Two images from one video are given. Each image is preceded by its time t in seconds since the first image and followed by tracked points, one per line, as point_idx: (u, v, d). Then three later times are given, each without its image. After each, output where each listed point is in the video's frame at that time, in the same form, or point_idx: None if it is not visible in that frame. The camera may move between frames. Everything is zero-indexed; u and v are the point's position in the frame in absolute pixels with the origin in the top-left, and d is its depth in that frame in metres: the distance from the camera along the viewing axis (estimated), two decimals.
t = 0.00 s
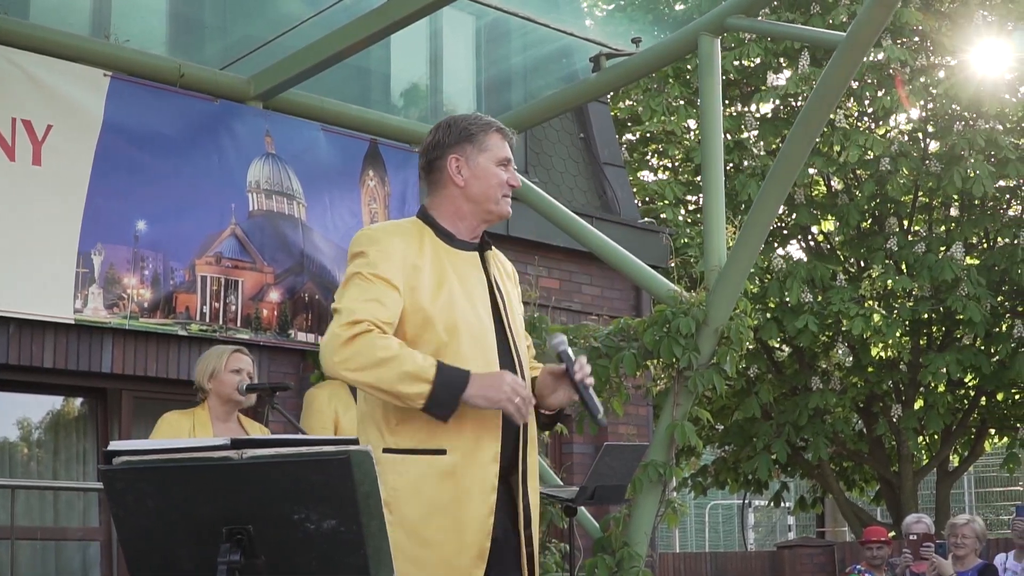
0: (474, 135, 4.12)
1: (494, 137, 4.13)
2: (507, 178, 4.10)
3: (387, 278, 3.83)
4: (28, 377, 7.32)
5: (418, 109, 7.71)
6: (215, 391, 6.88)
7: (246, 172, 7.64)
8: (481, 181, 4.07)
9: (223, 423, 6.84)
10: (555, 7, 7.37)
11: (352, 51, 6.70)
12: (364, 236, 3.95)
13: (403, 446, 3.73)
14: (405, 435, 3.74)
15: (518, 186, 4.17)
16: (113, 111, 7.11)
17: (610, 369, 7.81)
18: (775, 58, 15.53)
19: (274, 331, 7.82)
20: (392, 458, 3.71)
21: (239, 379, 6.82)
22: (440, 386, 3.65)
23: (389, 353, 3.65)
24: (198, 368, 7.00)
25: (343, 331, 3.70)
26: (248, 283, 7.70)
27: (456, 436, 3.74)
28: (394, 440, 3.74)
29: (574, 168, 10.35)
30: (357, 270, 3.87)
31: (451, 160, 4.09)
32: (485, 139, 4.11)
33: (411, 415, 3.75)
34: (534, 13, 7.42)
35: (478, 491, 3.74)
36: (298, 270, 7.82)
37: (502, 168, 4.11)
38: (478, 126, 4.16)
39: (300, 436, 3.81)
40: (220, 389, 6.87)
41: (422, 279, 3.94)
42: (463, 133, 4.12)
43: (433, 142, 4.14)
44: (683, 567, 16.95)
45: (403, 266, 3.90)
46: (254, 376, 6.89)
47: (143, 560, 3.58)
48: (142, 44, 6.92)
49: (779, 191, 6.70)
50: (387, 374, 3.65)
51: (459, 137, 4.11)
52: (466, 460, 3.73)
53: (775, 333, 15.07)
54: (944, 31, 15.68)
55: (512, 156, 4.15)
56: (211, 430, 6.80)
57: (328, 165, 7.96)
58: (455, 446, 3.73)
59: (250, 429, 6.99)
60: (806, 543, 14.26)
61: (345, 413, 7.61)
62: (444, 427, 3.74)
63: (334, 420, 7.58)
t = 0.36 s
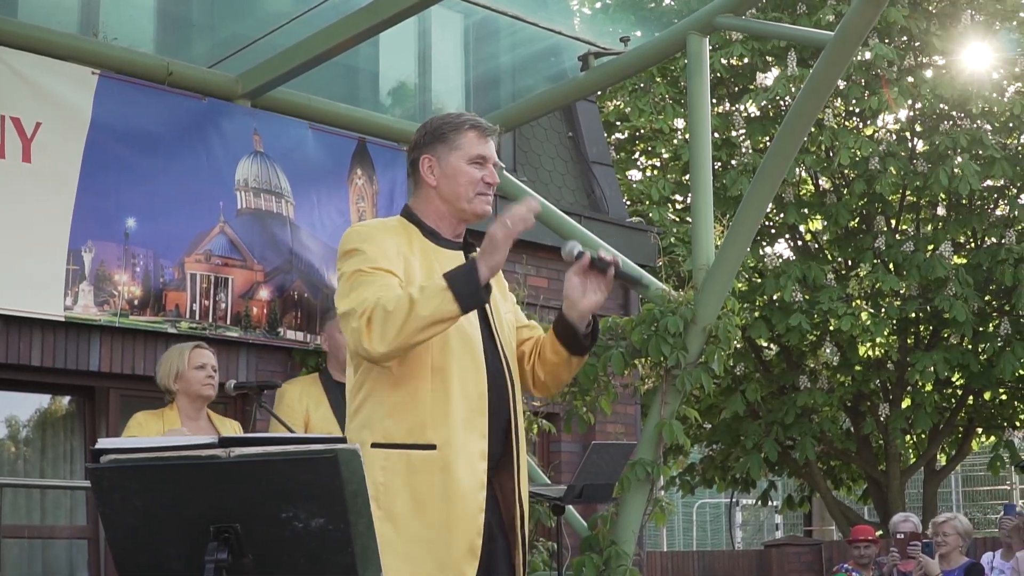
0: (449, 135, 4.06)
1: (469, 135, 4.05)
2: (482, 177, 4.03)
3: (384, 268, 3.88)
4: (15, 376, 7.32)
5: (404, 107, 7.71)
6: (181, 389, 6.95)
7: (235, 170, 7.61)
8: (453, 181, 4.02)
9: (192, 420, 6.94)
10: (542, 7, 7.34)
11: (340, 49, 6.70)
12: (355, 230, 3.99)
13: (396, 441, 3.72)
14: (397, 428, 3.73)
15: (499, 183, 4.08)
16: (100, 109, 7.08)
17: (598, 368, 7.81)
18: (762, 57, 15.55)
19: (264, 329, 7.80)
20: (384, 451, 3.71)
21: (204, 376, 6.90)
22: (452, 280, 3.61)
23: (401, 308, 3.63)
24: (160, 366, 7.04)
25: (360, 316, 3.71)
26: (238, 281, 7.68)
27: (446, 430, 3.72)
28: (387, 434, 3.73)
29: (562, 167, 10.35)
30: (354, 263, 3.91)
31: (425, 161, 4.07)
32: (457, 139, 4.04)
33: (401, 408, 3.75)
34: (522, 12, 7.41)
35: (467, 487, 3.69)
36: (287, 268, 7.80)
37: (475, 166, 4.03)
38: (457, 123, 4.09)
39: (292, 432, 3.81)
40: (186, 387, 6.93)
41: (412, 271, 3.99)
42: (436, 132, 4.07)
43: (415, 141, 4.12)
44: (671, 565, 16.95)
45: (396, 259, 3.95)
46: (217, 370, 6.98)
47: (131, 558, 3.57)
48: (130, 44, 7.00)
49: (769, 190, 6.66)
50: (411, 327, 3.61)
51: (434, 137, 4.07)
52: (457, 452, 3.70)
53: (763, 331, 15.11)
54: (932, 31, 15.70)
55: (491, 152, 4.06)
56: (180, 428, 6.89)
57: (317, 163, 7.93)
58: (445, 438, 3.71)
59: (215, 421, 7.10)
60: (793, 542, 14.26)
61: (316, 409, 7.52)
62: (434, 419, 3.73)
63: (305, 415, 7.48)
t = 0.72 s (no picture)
0: (422, 136, 3.98)
1: (437, 134, 3.95)
2: (450, 174, 3.91)
3: (374, 282, 3.72)
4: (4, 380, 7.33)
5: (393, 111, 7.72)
6: (165, 394, 6.93)
7: (223, 174, 7.57)
8: (423, 180, 3.93)
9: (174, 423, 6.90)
10: (531, 9, 7.36)
11: (329, 52, 6.68)
12: (341, 240, 3.83)
13: (383, 447, 3.64)
14: (384, 435, 3.66)
15: (475, 178, 3.94)
16: (87, 113, 7.05)
17: (586, 372, 7.81)
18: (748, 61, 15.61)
19: (253, 333, 7.76)
20: (370, 457, 3.64)
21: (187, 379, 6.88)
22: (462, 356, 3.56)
23: (408, 346, 3.56)
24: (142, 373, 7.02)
25: (357, 341, 3.59)
26: (226, 285, 7.67)
27: (431, 437, 3.62)
28: (374, 440, 3.66)
29: (550, 170, 10.36)
30: (339, 277, 3.76)
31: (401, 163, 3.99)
32: (425, 138, 3.94)
33: (387, 414, 3.67)
34: (511, 14, 7.41)
35: (453, 492, 3.61)
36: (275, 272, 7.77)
37: (445, 164, 3.92)
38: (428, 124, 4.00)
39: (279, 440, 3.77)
40: (170, 392, 6.92)
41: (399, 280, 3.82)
42: (410, 135, 3.99)
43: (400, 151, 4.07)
44: (660, 568, 16.92)
45: (386, 270, 3.80)
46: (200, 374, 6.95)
47: (120, 563, 3.57)
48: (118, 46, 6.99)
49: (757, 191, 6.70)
50: (414, 370, 3.55)
51: (407, 138, 4.00)
52: (442, 461, 3.61)
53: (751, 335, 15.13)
54: (919, 34, 15.74)
55: (461, 148, 3.93)
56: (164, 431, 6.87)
57: (307, 166, 7.88)
58: (429, 446, 3.62)
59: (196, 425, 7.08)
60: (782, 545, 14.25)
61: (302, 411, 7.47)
62: (421, 427, 3.64)
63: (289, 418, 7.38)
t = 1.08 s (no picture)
0: (405, 129, 3.68)
1: (424, 125, 3.67)
2: (439, 169, 3.62)
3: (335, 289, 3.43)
4: None
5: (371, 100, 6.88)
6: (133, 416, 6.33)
7: (180, 171, 6.75)
8: (409, 176, 3.63)
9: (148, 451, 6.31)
10: None
11: (300, 36, 5.92)
12: (314, 236, 3.51)
13: (350, 479, 3.34)
14: (351, 466, 3.35)
15: (465, 175, 3.64)
16: (34, 105, 6.29)
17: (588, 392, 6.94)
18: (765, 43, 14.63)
19: (213, 348, 6.93)
20: (337, 491, 3.33)
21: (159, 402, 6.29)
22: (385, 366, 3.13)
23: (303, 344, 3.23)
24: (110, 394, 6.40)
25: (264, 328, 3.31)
26: (184, 296, 6.81)
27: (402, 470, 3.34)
28: (340, 472, 3.35)
29: (547, 166, 9.59)
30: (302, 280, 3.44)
31: (386, 160, 3.71)
32: (411, 130, 3.66)
33: (352, 436, 3.37)
34: None
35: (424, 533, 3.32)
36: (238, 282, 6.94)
37: (433, 158, 3.63)
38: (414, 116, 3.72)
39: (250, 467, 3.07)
40: (139, 414, 6.32)
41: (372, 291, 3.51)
42: (394, 127, 3.71)
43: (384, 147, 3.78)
44: None
45: (354, 277, 3.49)
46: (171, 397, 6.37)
47: None
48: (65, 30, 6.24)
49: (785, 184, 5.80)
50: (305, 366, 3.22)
51: (392, 133, 3.72)
52: (415, 498, 3.33)
53: (774, 349, 13.53)
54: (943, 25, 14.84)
55: (450, 141, 3.65)
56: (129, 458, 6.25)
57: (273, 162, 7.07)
58: (402, 482, 3.34)
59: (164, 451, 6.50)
60: None
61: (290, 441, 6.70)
62: (393, 458, 3.36)
63: (274, 445, 6.68)
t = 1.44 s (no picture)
0: (370, 94, 3.01)
1: (399, 92, 2.98)
2: (413, 149, 2.95)
3: (319, 283, 2.74)
4: None
5: (328, 57, 5.55)
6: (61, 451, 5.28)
7: (93, 142, 5.35)
8: (373, 152, 2.95)
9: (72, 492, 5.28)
10: None
11: None
12: (251, 235, 2.84)
13: (313, 512, 2.64)
14: (316, 495, 2.66)
15: (440, 157, 2.95)
16: None
17: (601, 419, 5.60)
18: None
19: (131, 366, 5.44)
20: (297, 528, 2.63)
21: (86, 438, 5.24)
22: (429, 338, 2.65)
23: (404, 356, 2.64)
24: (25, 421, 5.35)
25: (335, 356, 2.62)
26: (94, 299, 5.38)
27: (377, 496, 2.63)
28: (300, 501, 2.66)
29: (549, 137, 8.30)
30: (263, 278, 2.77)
31: (342, 129, 3.04)
32: (381, 97, 2.98)
33: (318, 462, 2.68)
34: None
35: None
36: (166, 281, 5.53)
37: (406, 135, 2.96)
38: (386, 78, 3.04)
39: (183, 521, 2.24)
40: (62, 447, 5.26)
41: (338, 281, 2.83)
42: (357, 87, 3.02)
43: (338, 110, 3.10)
44: None
45: (319, 262, 2.80)
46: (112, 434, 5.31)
47: None
48: None
49: (850, 140, 4.39)
50: (411, 389, 2.63)
51: (354, 96, 3.04)
52: (395, 531, 2.61)
53: (830, 366, 9.78)
54: None
55: (428, 116, 2.97)
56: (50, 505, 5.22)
57: (208, 135, 5.59)
58: (376, 510, 2.62)
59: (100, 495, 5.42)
60: None
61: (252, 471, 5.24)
62: (366, 485, 2.65)
63: (230, 484, 5.23)
